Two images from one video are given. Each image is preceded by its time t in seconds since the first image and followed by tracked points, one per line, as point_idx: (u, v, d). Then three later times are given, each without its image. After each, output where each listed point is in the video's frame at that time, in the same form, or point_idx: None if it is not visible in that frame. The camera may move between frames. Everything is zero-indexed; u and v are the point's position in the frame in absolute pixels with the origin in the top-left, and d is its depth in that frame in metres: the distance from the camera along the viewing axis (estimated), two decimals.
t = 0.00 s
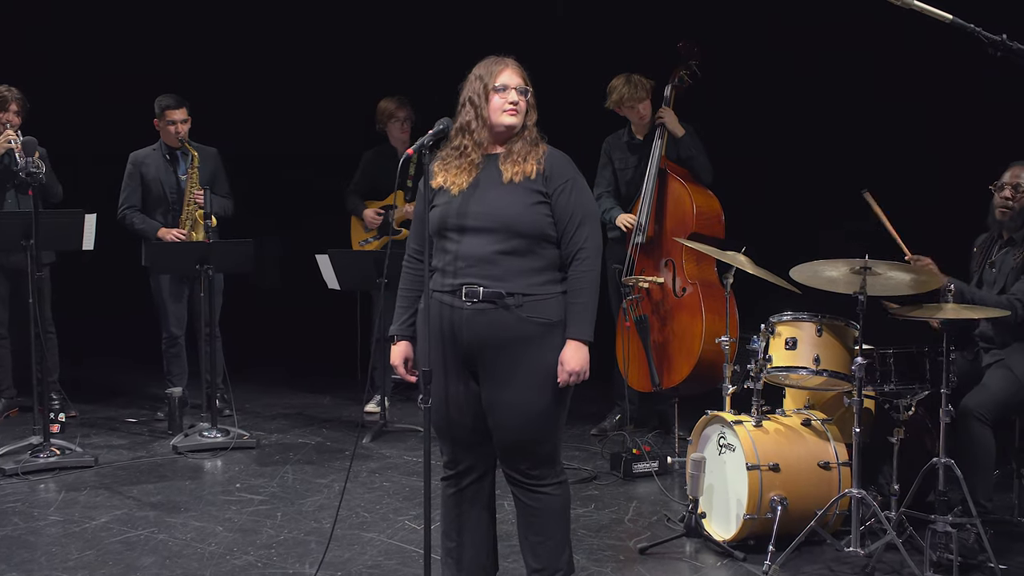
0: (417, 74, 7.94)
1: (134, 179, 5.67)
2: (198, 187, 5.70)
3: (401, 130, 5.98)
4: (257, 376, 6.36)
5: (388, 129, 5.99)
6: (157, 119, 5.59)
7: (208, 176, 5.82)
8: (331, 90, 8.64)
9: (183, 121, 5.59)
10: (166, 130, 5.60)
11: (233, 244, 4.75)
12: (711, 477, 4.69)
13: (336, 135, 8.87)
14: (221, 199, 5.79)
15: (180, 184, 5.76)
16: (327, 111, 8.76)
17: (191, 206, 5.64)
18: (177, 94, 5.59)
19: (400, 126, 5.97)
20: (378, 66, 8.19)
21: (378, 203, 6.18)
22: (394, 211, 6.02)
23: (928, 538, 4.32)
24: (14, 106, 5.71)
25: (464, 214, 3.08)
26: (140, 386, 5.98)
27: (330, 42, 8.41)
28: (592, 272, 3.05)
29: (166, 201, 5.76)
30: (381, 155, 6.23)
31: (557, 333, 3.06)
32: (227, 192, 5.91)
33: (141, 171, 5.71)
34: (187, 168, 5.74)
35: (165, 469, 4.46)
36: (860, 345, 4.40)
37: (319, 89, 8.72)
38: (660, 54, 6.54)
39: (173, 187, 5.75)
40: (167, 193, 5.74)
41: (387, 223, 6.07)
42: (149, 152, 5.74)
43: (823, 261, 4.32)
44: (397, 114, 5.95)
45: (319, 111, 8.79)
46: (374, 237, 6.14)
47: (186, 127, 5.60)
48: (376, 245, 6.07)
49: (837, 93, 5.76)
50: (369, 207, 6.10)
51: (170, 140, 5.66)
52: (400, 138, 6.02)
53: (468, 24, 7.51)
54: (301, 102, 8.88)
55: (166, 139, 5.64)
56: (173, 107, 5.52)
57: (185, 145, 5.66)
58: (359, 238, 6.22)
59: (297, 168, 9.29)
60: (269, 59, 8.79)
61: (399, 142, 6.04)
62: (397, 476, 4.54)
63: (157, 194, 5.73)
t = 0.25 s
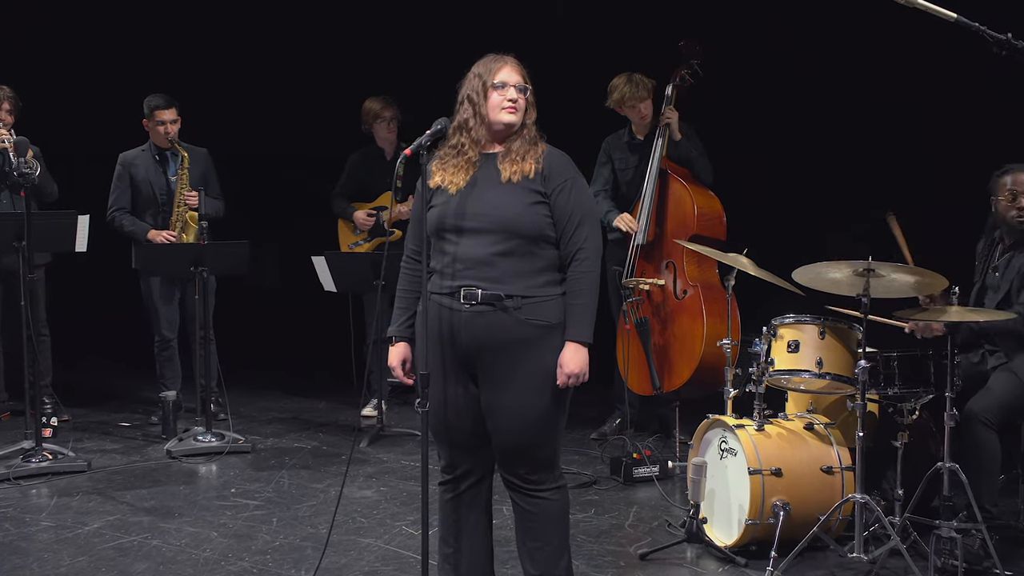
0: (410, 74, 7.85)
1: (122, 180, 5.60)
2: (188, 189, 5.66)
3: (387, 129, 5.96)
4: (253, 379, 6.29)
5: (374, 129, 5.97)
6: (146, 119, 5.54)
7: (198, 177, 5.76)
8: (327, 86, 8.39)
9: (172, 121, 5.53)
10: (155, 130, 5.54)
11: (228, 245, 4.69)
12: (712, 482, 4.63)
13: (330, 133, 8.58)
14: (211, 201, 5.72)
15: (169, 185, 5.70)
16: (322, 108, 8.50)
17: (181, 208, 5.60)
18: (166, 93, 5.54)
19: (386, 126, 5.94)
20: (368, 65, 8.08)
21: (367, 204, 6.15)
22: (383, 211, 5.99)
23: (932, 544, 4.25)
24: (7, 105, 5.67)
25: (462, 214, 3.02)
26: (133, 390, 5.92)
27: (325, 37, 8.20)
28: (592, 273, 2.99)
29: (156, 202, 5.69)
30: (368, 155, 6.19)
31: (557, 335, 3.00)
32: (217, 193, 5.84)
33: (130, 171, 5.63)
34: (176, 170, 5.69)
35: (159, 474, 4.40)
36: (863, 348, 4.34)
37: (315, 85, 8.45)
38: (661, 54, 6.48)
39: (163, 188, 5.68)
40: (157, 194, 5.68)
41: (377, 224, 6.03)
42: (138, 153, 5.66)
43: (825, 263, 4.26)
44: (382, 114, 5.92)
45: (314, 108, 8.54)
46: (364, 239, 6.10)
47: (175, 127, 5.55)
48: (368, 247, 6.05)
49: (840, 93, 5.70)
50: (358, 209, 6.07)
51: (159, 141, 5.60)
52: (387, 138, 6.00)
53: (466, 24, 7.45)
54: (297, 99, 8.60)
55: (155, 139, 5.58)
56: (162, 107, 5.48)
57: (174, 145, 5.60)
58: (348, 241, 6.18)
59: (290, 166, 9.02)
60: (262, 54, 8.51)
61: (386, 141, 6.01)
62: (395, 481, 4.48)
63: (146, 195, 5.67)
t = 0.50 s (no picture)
0: (405, 74, 7.77)
1: (109, 182, 5.53)
2: (175, 190, 5.57)
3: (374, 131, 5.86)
4: (247, 384, 6.21)
5: (360, 130, 5.87)
6: (133, 119, 5.46)
7: (187, 179, 5.68)
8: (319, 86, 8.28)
9: (160, 121, 5.45)
10: (142, 131, 5.45)
11: (221, 248, 4.62)
12: (714, 489, 4.54)
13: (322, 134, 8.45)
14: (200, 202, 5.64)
15: (157, 187, 5.62)
16: (314, 109, 8.39)
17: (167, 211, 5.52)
18: (154, 93, 5.46)
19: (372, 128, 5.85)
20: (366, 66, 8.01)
21: (355, 208, 6.09)
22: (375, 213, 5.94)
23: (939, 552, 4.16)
24: None
25: (458, 216, 2.94)
26: (125, 396, 5.84)
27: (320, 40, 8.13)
28: (592, 275, 2.90)
29: (142, 205, 5.61)
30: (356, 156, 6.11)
31: (556, 340, 2.91)
32: (206, 195, 5.76)
33: (117, 172, 5.55)
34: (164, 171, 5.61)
35: (151, 481, 4.31)
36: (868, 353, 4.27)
37: (305, 86, 8.35)
38: (661, 54, 6.40)
39: (150, 190, 5.60)
40: (144, 196, 5.60)
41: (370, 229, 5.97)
42: (125, 154, 5.59)
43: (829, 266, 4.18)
44: (368, 116, 5.82)
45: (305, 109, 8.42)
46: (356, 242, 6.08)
47: (163, 127, 5.47)
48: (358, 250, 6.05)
49: (843, 92, 5.62)
50: (347, 212, 6.04)
51: (146, 141, 5.52)
52: (374, 140, 5.91)
53: (463, 24, 7.37)
54: (287, 100, 8.50)
55: (142, 140, 5.50)
56: (150, 107, 5.38)
57: (161, 146, 5.52)
58: (338, 243, 6.16)
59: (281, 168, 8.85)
60: (253, 56, 8.42)
61: (373, 143, 5.92)
62: (391, 488, 4.39)
63: (133, 198, 5.59)
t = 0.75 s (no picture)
0: (404, 75, 7.73)
1: (101, 183, 5.46)
2: (166, 192, 5.54)
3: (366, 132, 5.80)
4: (244, 388, 6.15)
5: (354, 132, 5.80)
6: (126, 119, 5.40)
7: (180, 180, 5.62)
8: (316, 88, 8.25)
9: (152, 121, 5.38)
10: (134, 131, 5.39)
11: (216, 250, 4.56)
12: (717, 495, 4.48)
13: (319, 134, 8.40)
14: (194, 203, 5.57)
15: (149, 188, 5.55)
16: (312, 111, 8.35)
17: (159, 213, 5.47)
18: (145, 93, 5.40)
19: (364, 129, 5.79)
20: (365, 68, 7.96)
21: (349, 208, 6.05)
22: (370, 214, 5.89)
23: (945, 558, 4.10)
24: None
25: (453, 215, 2.89)
26: (118, 400, 5.79)
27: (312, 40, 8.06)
28: (589, 276, 2.83)
29: (136, 207, 5.53)
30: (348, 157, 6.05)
31: (553, 342, 2.85)
32: (200, 196, 5.70)
33: (109, 173, 5.48)
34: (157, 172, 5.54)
35: (145, 486, 4.24)
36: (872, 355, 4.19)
37: (304, 87, 8.32)
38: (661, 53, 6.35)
39: (143, 191, 5.53)
40: (137, 198, 5.53)
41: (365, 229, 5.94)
42: (118, 154, 5.51)
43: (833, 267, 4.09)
44: (360, 116, 5.76)
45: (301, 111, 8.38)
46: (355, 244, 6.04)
47: (155, 127, 5.40)
48: (354, 251, 6.01)
49: (846, 92, 5.57)
50: (342, 213, 6.00)
51: (138, 142, 5.45)
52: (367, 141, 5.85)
53: (462, 24, 7.31)
54: (286, 101, 8.46)
55: (134, 140, 5.43)
56: (142, 107, 5.33)
57: (154, 146, 5.45)
58: (335, 245, 6.12)
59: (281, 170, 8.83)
60: (249, 57, 8.39)
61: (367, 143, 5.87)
62: (388, 493, 4.33)
63: (126, 199, 5.51)
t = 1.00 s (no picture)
0: (401, 75, 7.64)
1: (91, 185, 5.43)
2: (158, 194, 5.44)
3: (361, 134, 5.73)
4: (238, 393, 6.07)
5: (348, 134, 5.72)
6: (116, 119, 5.32)
7: (173, 180, 5.55)
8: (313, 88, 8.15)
9: (144, 121, 5.31)
10: (126, 131, 5.32)
11: (209, 253, 4.49)
12: (720, 502, 4.40)
13: (316, 135, 8.30)
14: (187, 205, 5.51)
15: (140, 189, 5.50)
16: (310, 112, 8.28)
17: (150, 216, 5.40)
18: (138, 92, 5.31)
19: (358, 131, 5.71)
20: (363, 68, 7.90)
21: (345, 211, 5.98)
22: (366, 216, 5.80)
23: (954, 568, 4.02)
24: None
25: (448, 219, 2.85)
26: (110, 406, 5.70)
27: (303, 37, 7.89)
28: (584, 284, 2.75)
29: (126, 208, 5.51)
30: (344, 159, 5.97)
31: (546, 351, 2.78)
32: (194, 197, 5.63)
33: (100, 174, 5.46)
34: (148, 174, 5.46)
35: (136, 494, 4.15)
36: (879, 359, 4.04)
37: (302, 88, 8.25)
38: (662, 53, 6.27)
39: (134, 193, 5.50)
40: (128, 199, 5.49)
41: (361, 232, 5.86)
42: (109, 155, 5.49)
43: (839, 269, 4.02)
44: (353, 118, 5.67)
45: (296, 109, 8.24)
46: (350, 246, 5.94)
47: (147, 128, 5.33)
48: (349, 254, 5.92)
49: (852, 93, 5.49)
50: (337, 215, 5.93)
51: (130, 142, 5.40)
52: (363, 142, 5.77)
53: (460, 23, 7.23)
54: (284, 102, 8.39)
55: (126, 140, 5.38)
56: (133, 107, 5.25)
57: (145, 147, 5.39)
58: (331, 248, 6.04)
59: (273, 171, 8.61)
60: (247, 57, 8.32)
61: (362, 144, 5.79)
62: (385, 500, 4.24)
63: (117, 200, 5.49)
